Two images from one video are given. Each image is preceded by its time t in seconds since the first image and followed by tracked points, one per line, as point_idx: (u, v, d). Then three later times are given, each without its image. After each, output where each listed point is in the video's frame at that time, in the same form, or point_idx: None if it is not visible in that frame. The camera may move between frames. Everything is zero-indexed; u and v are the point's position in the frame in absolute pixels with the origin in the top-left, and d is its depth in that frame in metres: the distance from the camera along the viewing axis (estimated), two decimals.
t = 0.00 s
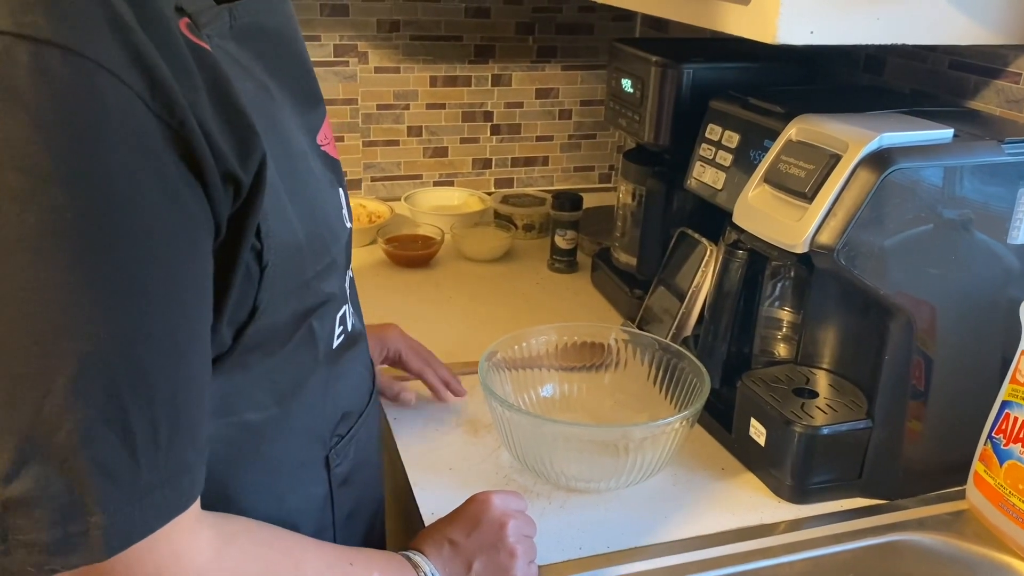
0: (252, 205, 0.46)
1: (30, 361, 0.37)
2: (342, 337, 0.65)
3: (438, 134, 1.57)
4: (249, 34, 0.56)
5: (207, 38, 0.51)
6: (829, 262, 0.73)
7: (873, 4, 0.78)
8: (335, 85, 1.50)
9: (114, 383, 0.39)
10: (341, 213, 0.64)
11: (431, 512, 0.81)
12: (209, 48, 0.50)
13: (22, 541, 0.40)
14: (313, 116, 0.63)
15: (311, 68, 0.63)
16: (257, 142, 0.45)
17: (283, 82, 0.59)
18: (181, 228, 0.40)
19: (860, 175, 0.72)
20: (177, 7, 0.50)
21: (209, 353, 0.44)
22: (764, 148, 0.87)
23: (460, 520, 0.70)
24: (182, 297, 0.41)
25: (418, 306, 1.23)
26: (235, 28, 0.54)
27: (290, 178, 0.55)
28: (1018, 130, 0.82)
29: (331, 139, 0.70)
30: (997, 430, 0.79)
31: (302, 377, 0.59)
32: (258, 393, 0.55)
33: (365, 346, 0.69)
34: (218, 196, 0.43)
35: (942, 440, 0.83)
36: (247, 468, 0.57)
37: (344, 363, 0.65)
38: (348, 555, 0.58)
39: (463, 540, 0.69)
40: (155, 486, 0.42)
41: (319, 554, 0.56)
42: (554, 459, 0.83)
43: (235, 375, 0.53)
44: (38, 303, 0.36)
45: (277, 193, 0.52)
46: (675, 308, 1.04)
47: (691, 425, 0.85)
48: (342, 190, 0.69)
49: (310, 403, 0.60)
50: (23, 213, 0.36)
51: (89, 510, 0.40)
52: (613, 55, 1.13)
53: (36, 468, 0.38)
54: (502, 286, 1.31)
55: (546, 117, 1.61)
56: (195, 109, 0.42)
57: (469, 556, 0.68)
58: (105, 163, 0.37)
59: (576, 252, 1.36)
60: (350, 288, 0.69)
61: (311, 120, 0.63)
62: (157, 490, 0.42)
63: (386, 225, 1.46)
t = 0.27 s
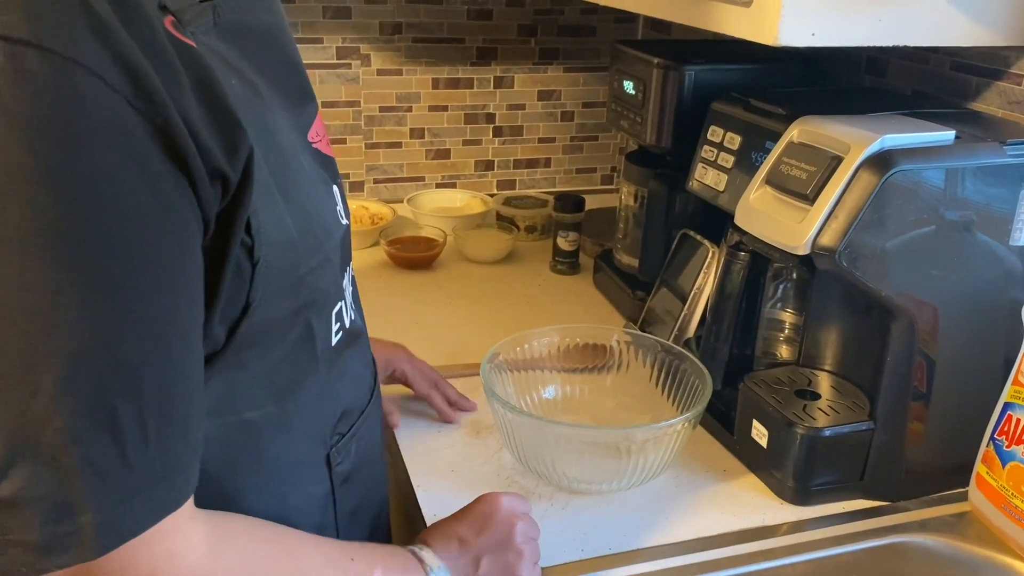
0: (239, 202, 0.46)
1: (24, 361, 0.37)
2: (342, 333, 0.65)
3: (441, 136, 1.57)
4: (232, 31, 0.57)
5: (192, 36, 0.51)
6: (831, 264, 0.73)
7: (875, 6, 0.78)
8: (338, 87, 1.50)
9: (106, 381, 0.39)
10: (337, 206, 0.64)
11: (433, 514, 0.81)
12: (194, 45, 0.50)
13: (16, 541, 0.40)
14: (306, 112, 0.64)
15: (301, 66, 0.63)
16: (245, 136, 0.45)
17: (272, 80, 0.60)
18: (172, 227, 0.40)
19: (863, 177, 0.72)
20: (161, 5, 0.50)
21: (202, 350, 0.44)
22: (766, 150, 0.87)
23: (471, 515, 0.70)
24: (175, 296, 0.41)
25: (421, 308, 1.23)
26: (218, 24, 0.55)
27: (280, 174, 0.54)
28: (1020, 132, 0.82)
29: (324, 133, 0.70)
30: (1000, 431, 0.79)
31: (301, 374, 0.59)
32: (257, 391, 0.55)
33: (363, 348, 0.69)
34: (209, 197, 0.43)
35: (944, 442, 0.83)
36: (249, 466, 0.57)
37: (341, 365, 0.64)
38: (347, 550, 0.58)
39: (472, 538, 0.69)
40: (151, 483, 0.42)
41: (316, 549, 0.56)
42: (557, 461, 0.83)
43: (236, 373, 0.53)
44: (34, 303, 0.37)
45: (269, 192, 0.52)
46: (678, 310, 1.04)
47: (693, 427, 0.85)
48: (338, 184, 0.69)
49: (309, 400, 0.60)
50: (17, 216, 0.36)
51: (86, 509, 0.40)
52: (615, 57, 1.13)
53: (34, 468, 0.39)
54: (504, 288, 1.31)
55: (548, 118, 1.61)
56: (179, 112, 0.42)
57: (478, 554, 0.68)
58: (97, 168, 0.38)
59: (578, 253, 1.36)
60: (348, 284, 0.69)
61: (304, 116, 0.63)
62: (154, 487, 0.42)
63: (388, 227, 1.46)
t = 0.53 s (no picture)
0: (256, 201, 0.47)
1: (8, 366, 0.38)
2: (357, 325, 0.65)
3: (444, 138, 1.57)
4: (241, 31, 0.57)
5: (203, 37, 0.51)
6: (834, 266, 0.73)
7: (880, 9, 0.78)
8: (341, 90, 1.50)
9: (84, 387, 0.39)
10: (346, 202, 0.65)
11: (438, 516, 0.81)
12: (207, 45, 0.50)
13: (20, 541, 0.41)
14: (310, 109, 0.65)
15: (306, 63, 0.64)
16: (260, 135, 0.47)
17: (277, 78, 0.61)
18: (158, 235, 0.41)
19: (866, 180, 0.73)
20: (173, 6, 0.50)
21: (186, 344, 0.44)
22: (769, 153, 0.87)
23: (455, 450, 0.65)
24: (158, 304, 0.41)
25: (424, 310, 1.23)
26: (229, 24, 0.56)
27: (293, 173, 0.55)
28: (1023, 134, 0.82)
29: (329, 129, 0.71)
30: (1003, 433, 0.79)
31: (318, 367, 0.59)
32: (280, 378, 0.55)
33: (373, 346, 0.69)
34: (215, 204, 0.43)
35: (947, 444, 0.83)
36: (266, 463, 0.57)
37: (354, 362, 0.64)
38: (298, 484, 0.52)
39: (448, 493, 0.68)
40: (130, 488, 0.43)
41: (270, 503, 0.51)
42: (561, 463, 0.84)
43: (259, 372, 0.53)
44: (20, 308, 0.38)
45: (284, 189, 0.52)
46: (681, 312, 1.04)
47: (697, 428, 0.85)
48: (345, 179, 0.70)
49: (325, 395, 0.60)
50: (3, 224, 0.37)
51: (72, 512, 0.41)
52: (618, 59, 1.13)
53: (31, 469, 0.39)
54: (508, 291, 1.31)
55: (550, 121, 1.61)
56: (172, 117, 0.43)
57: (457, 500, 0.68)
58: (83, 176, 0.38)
59: (581, 255, 1.36)
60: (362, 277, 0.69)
61: (309, 113, 0.65)
62: (132, 492, 0.43)
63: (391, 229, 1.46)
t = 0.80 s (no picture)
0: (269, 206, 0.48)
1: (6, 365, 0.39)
2: (365, 327, 0.64)
3: (447, 141, 1.57)
4: (252, 36, 0.58)
5: (213, 43, 0.52)
6: (836, 269, 0.74)
7: (881, 13, 0.78)
8: (345, 93, 1.51)
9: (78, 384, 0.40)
10: (358, 205, 0.65)
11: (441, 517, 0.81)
12: (216, 52, 0.51)
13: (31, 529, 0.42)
14: (324, 112, 0.65)
15: (317, 69, 0.65)
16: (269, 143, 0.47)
17: (288, 84, 0.61)
18: (155, 238, 0.42)
19: (867, 183, 0.73)
20: (184, 12, 0.50)
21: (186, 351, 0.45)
22: (771, 155, 0.87)
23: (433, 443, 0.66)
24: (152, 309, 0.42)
25: (427, 313, 1.24)
26: (240, 30, 0.56)
27: (302, 175, 0.55)
28: None
29: (343, 133, 0.71)
30: (1005, 435, 0.79)
31: (325, 369, 0.59)
32: (287, 379, 0.56)
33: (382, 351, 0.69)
34: (218, 211, 0.44)
35: (949, 446, 0.84)
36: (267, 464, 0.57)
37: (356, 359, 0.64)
38: (274, 481, 0.53)
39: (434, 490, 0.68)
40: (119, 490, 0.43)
41: (247, 498, 0.51)
42: (564, 465, 0.84)
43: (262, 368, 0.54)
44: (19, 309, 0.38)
45: (293, 193, 0.52)
46: (683, 314, 1.04)
47: (700, 430, 0.85)
48: (357, 182, 0.70)
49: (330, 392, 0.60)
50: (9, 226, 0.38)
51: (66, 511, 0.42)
52: (621, 63, 1.14)
53: (33, 467, 0.40)
54: (511, 293, 1.31)
55: (553, 123, 1.61)
56: (184, 123, 0.44)
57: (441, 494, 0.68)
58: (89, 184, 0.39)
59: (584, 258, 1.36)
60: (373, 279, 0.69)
61: (323, 117, 0.65)
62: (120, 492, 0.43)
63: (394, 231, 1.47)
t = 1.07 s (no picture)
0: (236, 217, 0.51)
1: None
2: (342, 342, 0.66)
3: (448, 143, 1.58)
4: (240, 45, 0.60)
5: (194, 49, 0.54)
6: (835, 271, 0.74)
7: (880, 16, 0.79)
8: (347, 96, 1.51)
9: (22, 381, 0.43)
10: (343, 218, 0.67)
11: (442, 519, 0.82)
12: (196, 59, 0.53)
13: None
14: (313, 123, 0.67)
15: (308, 80, 0.67)
16: (239, 155, 0.50)
17: (277, 93, 0.63)
18: (111, 254, 0.45)
19: (866, 186, 0.73)
20: (166, 19, 0.53)
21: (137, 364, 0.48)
22: (771, 158, 0.87)
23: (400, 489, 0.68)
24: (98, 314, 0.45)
25: (428, 315, 1.24)
26: (226, 39, 0.58)
27: (282, 186, 0.57)
28: None
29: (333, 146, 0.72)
30: (1004, 437, 0.80)
31: (299, 375, 0.61)
32: (256, 392, 0.58)
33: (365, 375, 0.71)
34: (178, 224, 0.47)
35: (948, 448, 0.84)
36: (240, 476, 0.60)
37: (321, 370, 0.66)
38: (221, 506, 0.56)
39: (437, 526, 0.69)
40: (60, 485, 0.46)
41: (190, 522, 0.54)
42: (565, 466, 0.84)
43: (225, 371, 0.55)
44: None
45: (269, 205, 0.55)
46: (684, 316, 1.05)
47: (700, 432, 0.86)
48: (345, 194, 0.71)
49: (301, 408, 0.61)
50: None
51: (2, 511, 0.45)
52: (621, 65, 1.14)
53: None
54: (512, 295, 1.31)
55: (554, 126, 1.62)
56: (147, 131, 0.47)
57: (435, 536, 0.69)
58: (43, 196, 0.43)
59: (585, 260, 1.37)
60: (357, 292, 0.71)
61: (312, 127, 0.67)
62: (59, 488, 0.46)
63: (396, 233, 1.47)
